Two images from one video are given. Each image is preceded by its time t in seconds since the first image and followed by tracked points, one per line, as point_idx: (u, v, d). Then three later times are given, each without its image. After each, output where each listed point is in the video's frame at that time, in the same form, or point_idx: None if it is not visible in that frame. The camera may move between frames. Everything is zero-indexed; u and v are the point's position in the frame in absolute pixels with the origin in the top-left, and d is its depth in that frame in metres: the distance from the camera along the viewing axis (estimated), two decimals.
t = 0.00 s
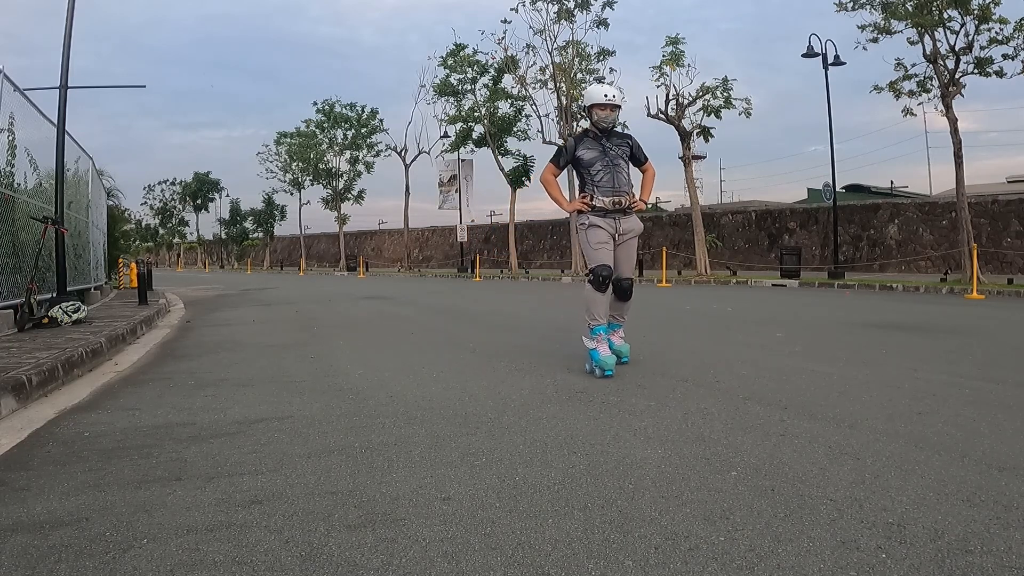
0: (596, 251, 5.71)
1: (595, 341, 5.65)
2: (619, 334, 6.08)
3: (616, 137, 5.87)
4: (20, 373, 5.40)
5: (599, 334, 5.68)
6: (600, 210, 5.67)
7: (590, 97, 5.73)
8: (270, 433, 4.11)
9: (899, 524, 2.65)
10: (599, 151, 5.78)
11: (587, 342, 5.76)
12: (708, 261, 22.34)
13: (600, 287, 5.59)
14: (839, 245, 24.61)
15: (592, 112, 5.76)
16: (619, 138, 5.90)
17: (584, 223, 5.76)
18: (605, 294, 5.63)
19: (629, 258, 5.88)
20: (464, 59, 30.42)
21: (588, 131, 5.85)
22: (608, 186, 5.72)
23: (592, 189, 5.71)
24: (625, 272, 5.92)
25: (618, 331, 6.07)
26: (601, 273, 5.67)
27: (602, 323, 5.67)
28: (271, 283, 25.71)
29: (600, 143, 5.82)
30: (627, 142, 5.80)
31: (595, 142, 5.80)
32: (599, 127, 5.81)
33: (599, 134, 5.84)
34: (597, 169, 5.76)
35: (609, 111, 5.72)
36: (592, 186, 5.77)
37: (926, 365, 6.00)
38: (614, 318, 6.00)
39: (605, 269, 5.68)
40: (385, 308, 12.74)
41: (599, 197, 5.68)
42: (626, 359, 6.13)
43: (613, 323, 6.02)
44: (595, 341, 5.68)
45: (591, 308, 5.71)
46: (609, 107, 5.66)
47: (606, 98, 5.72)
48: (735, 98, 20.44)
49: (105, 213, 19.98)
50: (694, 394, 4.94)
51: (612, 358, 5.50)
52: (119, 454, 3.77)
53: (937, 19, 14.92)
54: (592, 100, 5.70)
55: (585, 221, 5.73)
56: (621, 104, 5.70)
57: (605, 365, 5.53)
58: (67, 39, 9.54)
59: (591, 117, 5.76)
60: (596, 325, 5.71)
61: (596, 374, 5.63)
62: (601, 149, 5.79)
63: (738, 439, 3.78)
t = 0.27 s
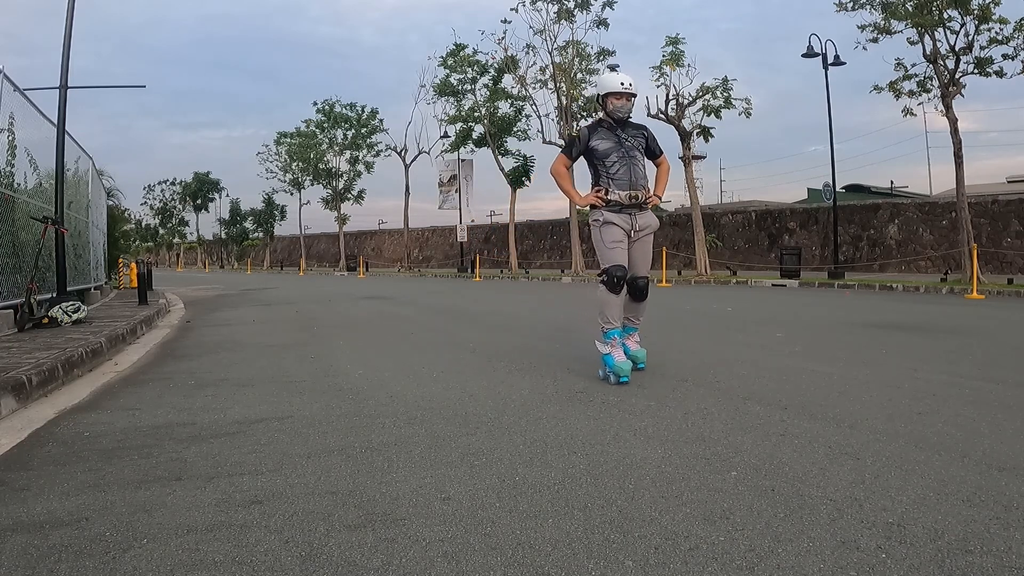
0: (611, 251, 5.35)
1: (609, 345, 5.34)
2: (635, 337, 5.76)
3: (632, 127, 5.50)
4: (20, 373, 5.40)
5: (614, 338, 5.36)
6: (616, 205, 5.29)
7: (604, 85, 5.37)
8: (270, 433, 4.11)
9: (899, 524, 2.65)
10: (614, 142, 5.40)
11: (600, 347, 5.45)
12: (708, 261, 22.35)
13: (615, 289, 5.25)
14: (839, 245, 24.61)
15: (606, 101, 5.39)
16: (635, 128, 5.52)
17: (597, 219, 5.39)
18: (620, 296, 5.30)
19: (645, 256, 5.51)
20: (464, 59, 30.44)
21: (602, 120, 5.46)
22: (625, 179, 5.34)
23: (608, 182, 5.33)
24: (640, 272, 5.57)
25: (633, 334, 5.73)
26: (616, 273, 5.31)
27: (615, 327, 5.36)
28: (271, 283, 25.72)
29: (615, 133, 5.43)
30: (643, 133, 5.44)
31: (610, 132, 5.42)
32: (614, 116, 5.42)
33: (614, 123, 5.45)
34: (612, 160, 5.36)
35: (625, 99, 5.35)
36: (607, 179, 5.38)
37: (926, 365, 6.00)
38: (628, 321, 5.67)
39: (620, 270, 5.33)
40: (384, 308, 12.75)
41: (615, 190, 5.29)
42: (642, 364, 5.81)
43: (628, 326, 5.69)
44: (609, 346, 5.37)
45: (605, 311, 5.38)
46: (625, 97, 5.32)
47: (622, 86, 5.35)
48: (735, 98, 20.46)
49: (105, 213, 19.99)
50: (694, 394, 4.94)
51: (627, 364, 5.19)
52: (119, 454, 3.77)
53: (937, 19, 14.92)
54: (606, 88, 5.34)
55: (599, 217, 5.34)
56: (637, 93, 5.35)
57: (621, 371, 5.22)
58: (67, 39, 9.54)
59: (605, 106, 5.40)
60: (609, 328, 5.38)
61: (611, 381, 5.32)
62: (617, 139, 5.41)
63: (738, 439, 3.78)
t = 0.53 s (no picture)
0: (628, 250, 5.02)
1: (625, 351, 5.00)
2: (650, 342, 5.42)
3: (649, 122, 5.20)
4: (20, 373, 5.40)
5: (631, 343, 5.03)
6: (632, 204, 5.00)
7: (620, 78, 5.08)
8: (270, 433, 4.11)
9: (899, 524, 2.65)
10: (631, 138, 5.10)
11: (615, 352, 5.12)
12: (708, 261, 22.35)
13: (632, 291, 4.93)
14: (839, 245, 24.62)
15: (622, 95, 5.10)
16: (652, 124, 5.21)
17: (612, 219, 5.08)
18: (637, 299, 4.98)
19: (663, 258, 5.20)
20: (464, 59, 30.45)
21: (617, 115, 5.16)
22: (641, 178, 5.05)
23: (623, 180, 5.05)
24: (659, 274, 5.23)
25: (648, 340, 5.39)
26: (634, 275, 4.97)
27: (633, 331, 5.02)
28: (271, 283, 25.71)
29: (630, 130, 5.13)
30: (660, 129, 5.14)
31: (624, 128, 5.12)
32: (630, 112, 5.11)
33: (629, 119, 5.15)
34: (628, 157, 5.07)
35: (642, 93, 5.06)
36: (623, 177, 5.09)
37: (926, 364, 6.00)
38: (644, 325, 5.34)
39: (638, 271, 4.98)
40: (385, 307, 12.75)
41: (631, 189, 5.00)
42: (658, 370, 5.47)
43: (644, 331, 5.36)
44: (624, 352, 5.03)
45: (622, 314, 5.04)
46: (642, 92, 5.02)
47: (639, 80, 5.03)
48: (735, 98, 20.47)
49: (105, 213, 19.99)
50: (695, 394, 4.94)
51: (646, 371, 4.87)
52: (119, 454, 3.77)
53: (937, 19, 14.92)
54: (622, 82, 5.04)
55: (615, 216, 5.04)
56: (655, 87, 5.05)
57: (639, 378, 4.90)
58: (67, 39, 9.55)
59: (620, 100, 5.10)
60: (626, 333, 5.05)
61: (627, 389, 5.00)
62: (632, 136, 5.11)
63: (738, 439, 3.78)
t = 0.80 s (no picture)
0: (645, 249, 4.69)
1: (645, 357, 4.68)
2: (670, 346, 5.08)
3: (670, 113, 4.85)
4: (20, 373, 5.40)
5: (651, 348, 4.69)
6: (649, 199, 4.66)
7: (640, 63, 4.73)
8: (270, 433, 4.11)
9: (899, 524, 2.65)
10: (650, 129, 4.75)
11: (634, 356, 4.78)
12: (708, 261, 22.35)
13: (651, 293, 4.61)
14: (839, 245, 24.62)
15: (643, 82, 4.75)
16: (673, 114, 4.87)
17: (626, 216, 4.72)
18: (656, 301, 4.67)
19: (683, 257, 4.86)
20: (464, 59, 30.46)
21: (636, 104, 4.82)
22: (660, 171, 4.71)
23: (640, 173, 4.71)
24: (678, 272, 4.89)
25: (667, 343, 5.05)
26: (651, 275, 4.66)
27: (653, 336, 4.68)
28: (271, 283, 25.71)
29: (650, 120, 4.78)
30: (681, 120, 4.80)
31: (644, 118, 4.77)
32: (651, 100, 4.76)
33: (649, 108, 4.80)
34: (645, 149, 4.73)
35: (664, 81, 4.71)
36: (640, 170, 4.74)
37: (926, 364, 6.00)
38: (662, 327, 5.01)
39: (657, 271, 4.66)
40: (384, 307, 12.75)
41: (648, 183, 4.67)
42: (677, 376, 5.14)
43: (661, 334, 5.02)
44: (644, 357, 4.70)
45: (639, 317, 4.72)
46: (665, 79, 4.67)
47: (661, 66, 4.67)
48: (734, 98, 20.49)
49: (105, 213, 19.99)
50: (695, 394, 4.94)
51: (667, 381, 4.60)
52: (119, 454, 3.77)
53: (937, 19, 14.92)
54: (643, 67, 4.70)
55: (632, 211, 4.69)
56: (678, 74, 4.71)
57: (660, 388, 4.61)
58: (68, 39, 9.55)
59: (641, 87, 4.76)
60: (645, 337, 4.71)
61: (647, 398, 4.71)
62: (652, 126, 4.76)
63: (738, 439, 3.78)
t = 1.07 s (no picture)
0: (665, 248, 4.46)
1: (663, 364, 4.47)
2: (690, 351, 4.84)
3: (691, 107, 4.63)
4: (20, 373, 5.40)
5: (670, 354, 4.48)
6: (669, 194, 4.42)
7: (663, 52, 4.51)
8: (270, 433, 4.11)
9: (899, 524, 2.65)
10: (671, 121, 4.52)
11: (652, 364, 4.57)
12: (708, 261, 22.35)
13: (671, 295, 4.38)
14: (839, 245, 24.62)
15: (665, 73, 4.52)
16: (695, 108, 4.65)
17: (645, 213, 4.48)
18: (676, 304, 4.44)
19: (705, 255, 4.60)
20: (464, 59, 30.47)
21: (657, 94, 4.58)
22: (680, 166, 4.48)
23: (660, 167, 4.47)
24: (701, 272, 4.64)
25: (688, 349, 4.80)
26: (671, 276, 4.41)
27: (671, 341, 4.47)
28: (271, 283, 25.72)
29: (671, 112, 4.56)
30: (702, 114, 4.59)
31: (665, 109, 4.54)
32: (673, 91, 4.53)
33: (671, 99, 4.57)
34: (666, 141, 4.49)
35: (688, 72, 4.48)
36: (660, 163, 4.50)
37: (926, 365, 6.00)
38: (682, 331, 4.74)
39: (678, 271, 4.41)
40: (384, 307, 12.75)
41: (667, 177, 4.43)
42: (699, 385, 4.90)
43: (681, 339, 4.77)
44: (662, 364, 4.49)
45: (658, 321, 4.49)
46: (688, 69, 4.44)
47: (686, 56, 4.44)
48: (734, 98, 20.49)
49: (105, 213, 19.99)
50: (695, 394, 4.93)
51: (688, 388, 4.37)
52: (119, 454, 3.77)
53: (937, 19, 14.91)
54: (666, 56, 4.47)
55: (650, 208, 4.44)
56: (703, 66, 4.49)
57: (681, 396, 4.39)
58: (68, 39, 9.55)
59: (662, 78, 4.53)
60: (664, 342, 4.48)
61: (667, 406, 4.48)
62: (673, 118, 4.53)
63: (738, 439, 3.78)
